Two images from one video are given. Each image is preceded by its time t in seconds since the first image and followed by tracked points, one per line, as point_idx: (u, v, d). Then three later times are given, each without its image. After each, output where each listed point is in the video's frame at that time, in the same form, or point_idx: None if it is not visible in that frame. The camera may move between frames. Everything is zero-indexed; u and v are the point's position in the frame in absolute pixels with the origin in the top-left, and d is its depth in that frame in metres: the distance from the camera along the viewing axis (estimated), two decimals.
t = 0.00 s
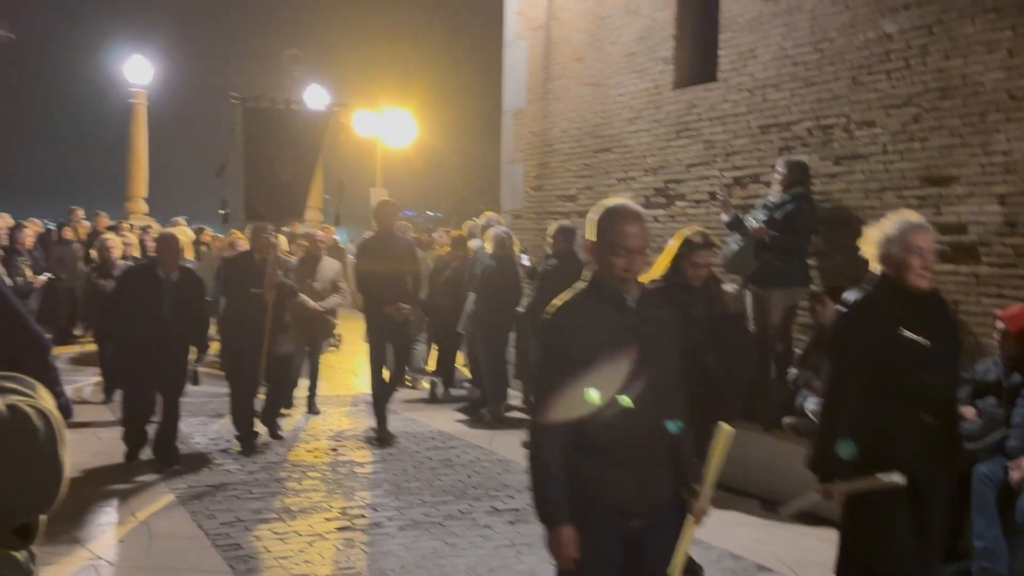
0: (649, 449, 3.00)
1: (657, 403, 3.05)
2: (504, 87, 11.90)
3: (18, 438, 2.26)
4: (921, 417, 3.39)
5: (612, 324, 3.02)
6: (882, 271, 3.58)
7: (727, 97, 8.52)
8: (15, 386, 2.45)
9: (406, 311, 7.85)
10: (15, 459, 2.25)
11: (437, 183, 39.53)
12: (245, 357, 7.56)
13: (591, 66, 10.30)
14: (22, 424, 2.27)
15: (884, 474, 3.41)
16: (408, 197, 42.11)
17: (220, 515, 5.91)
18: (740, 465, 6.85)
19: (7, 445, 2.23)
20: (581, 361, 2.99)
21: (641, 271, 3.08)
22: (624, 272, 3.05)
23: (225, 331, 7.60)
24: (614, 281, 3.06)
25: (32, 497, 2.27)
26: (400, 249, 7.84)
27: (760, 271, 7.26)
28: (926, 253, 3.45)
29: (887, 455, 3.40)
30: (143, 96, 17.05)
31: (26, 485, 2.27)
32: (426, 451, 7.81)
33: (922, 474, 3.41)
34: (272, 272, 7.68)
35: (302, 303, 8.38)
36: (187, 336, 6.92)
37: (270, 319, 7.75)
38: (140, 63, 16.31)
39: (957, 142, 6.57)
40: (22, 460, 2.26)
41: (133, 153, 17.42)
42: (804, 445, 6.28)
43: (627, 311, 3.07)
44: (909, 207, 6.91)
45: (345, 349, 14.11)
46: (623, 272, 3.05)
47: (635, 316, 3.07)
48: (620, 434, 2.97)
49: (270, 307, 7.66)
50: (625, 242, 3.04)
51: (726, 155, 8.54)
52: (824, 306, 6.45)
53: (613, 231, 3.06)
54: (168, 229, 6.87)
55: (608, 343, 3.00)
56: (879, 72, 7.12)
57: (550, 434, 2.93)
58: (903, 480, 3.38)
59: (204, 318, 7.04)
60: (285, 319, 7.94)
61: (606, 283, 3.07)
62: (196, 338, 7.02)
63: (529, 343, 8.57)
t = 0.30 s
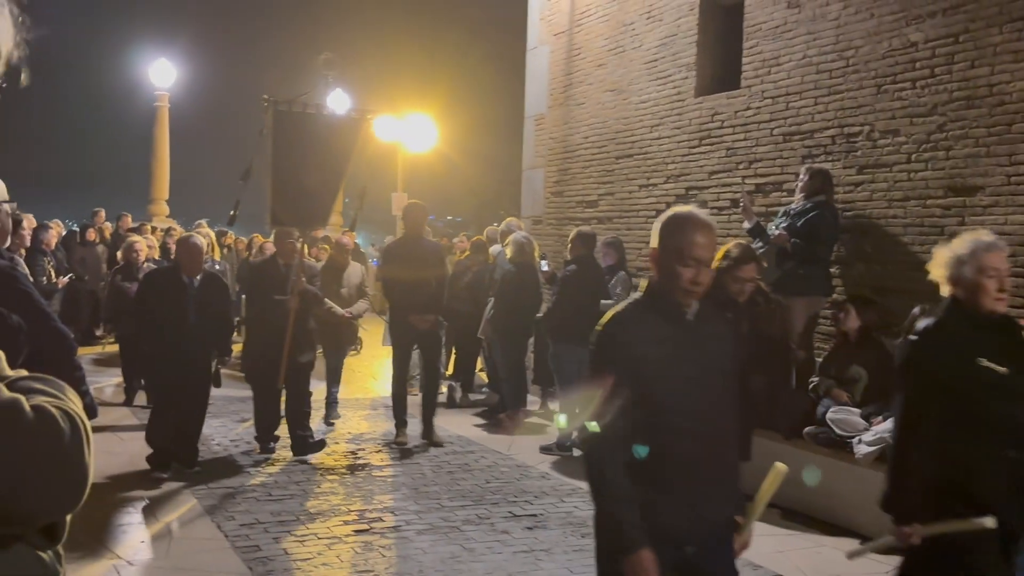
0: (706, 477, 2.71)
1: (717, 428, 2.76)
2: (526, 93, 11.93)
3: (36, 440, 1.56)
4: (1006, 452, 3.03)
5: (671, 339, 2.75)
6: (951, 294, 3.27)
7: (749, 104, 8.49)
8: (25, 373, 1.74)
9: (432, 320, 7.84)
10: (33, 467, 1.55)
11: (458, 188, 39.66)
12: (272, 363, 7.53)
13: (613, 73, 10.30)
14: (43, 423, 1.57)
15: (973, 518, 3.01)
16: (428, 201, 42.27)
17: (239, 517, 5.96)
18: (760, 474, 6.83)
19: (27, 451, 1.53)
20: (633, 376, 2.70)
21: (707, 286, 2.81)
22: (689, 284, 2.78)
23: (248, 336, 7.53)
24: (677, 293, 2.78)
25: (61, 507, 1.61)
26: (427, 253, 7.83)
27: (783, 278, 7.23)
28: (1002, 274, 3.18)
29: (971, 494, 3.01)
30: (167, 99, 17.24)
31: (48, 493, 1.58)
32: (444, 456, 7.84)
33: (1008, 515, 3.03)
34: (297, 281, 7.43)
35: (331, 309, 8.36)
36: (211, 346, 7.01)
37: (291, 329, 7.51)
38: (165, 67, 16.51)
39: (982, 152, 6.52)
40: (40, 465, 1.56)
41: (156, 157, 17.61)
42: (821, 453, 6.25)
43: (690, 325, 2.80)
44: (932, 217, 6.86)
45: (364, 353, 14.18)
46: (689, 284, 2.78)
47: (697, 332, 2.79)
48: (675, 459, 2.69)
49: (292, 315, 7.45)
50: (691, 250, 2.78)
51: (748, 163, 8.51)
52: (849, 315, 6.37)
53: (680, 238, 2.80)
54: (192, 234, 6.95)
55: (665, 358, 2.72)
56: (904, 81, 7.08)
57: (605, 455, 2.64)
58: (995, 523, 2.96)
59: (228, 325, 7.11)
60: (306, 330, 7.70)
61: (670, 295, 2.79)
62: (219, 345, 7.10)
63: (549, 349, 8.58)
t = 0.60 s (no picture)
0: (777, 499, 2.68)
1: (793, 446, 2.73)
2: (543, 94, 11.93)
3: (53, 437, 1.51)
4: None
5: (753, 348, 2.74)
6: None
7: (766, 106, 8.47)
8: (47, 372, 1.72)
9: (458, 326, 7.81)
10: (52, 463, 1.51)
11: (473, 190, 39.71)
12: (293, 362, 7.51)
13: (629, 74, 10.30)
14: (60, 422, 1.52)
15: None
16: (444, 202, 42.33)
17: (254, 515, 5.99)
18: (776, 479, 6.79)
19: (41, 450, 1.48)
20: (714, 387, 2.68)
21: (795, 284, 2.81)
22: (777, 284, 2.78)
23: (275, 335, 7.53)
24: (764, 292, 2.78)
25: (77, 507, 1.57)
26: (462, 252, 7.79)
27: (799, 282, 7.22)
28: None
29: None
30: (185, 99, 17.35)
31: (65, 491, 1.54)
32: (457, 456, 7.84)
33: None
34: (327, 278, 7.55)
35: (352, 312, 8.39)
36: (223, 347, 6.93)
37: (321, 328, 7.51)
38: (184, 66, 16.62)
39: (1000, 156, 6.48)
40: (60, 463, 1.52)
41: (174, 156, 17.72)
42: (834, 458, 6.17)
43: (769, 329, 2.79)
44: (950, 221, 6.82)
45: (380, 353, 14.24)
46: (776, 281, 2.78)
47: (778, 339, 2.79)
48: (748, 475, 2.66)
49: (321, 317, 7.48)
50: (778, 250, 2.78)
51: (764, 165, 8.49)
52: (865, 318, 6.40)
53: (764, 236, 2.81)
54: (195, 231, 6.85)
55: (745, 368, 2.71)
56: (922, 84, 7.04)
57: (677, 465, 2.64)
58: None
59: (239, 321, 7.08)
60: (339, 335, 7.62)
61: (755, 294, 2.80)
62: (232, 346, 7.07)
63: (563, 350, 8.57)
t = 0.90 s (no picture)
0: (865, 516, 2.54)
1: (884, 461, 2.60)
2: (559, 94, 11.94)
3: (64, 437, 1.51)
4: None
5: (837, 354, 2.63)
6: None
7: (784, 107, 8.43)
8: (67, 372, 1.75)
9: (491, 325, 7.68)
10: (60, 462, 1.51)
11: (489, 190, 39.75)
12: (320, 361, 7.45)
13: (646, 75, 10.28)
14: (74, 421, 1.54)
15: None
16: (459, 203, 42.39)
17: (269, 514, 6.04)
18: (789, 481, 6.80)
19: (51, 449, 1.49)
20: (797, 395, 2.58)
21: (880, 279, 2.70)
22: (862, 279, 2.67)
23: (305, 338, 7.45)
24: (848, 288, 2.67)
25: (92, 505, 1.58)
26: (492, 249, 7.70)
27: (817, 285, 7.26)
28: None
29: None
30: (203, 99, 17.46)
31: (71, 492, 1.54)
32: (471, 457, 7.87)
33: None
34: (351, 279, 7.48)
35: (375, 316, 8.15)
36: (239, 350, 6.88)
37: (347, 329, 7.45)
38: (201, 67, 16.73)
39: (1020, 158, 6.43)
40: (69, 462, 1.52)
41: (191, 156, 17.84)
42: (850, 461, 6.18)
43: (854, 330, 2.68)
44: (968, 223, 6.77)
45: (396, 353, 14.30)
46: (860, 277, 2.67)
47: (863, 346, 2.68)
48: (829, 489, 2.54)
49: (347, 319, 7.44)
50: (861, 244, 2.68)
51: (782, 167, 8.45)
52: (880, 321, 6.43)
53: (845, 230, 2.71)
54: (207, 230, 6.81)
55: (830, 375, 2.60)
56: (941, 86, 7.00)
57: (750, 474, 2.57)
58: None
59: (254, 320, 7.00)
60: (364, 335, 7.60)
61: (838, 292, 2.69)
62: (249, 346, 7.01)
63: (578, 351, 8.57)
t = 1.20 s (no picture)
0: (954, 554, 2.41)
1: (969, 494, 2.47)
2: (570, 96, 11.93)
3: (72, 436, 1.51)
4: None
5: (916, 379, 2.50)
6: None
7: (796, 109, 8.39)
8: (77, 372, 1.76)
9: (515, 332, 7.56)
10: (65, 460, 1.50)
11: (501, 191, 39.75)
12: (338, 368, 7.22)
13: (658, 77, 10.26)
14: (83, 421, 1.55)
15: None
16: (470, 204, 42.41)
17: (279, 516, 6.05)
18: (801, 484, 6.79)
19: (62, 446, 1.49)
20: (876, 426, 2.45)
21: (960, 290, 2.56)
22: (943, 293, 2.53)
23: (318, 346, 7.27)
24: (928, 304, 2.53)
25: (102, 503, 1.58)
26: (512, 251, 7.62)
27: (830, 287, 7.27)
28: None
29: None
30: (214, 100, 17.53)
31: (80, 491, 1.53)
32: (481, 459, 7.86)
33: None
34: (367, 285, 7.32)
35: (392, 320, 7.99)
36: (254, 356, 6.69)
37: (361, 336, 7.28)
38: (212, 68, 16.81)
39: None
40: (75, 459, 1.52)
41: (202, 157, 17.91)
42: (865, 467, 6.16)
43: (932, 351, 2.55)
44: (982, 225, 6.71)
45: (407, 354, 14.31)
46: (941, 290, 2.52)
47: (942, 368, 2.54)
48: (911, 525, 2.41)
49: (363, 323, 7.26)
50: (938, 255, 2.54)
51: (794, 169, 8.40)
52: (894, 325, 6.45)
53: (920, 242, 2.57)
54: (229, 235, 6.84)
55: (912, 405, 2.47)
56: (955, 87, 6.95)
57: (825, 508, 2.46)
58: None
59: (272, 327, 6.86)
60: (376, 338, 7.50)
61: (917, 309, 2.54)
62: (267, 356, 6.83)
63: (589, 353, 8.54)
